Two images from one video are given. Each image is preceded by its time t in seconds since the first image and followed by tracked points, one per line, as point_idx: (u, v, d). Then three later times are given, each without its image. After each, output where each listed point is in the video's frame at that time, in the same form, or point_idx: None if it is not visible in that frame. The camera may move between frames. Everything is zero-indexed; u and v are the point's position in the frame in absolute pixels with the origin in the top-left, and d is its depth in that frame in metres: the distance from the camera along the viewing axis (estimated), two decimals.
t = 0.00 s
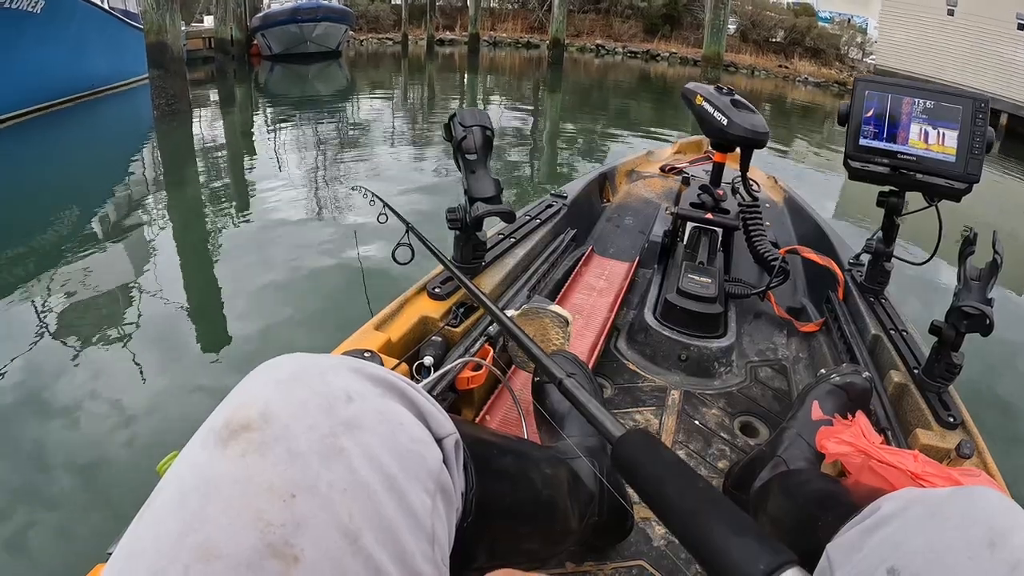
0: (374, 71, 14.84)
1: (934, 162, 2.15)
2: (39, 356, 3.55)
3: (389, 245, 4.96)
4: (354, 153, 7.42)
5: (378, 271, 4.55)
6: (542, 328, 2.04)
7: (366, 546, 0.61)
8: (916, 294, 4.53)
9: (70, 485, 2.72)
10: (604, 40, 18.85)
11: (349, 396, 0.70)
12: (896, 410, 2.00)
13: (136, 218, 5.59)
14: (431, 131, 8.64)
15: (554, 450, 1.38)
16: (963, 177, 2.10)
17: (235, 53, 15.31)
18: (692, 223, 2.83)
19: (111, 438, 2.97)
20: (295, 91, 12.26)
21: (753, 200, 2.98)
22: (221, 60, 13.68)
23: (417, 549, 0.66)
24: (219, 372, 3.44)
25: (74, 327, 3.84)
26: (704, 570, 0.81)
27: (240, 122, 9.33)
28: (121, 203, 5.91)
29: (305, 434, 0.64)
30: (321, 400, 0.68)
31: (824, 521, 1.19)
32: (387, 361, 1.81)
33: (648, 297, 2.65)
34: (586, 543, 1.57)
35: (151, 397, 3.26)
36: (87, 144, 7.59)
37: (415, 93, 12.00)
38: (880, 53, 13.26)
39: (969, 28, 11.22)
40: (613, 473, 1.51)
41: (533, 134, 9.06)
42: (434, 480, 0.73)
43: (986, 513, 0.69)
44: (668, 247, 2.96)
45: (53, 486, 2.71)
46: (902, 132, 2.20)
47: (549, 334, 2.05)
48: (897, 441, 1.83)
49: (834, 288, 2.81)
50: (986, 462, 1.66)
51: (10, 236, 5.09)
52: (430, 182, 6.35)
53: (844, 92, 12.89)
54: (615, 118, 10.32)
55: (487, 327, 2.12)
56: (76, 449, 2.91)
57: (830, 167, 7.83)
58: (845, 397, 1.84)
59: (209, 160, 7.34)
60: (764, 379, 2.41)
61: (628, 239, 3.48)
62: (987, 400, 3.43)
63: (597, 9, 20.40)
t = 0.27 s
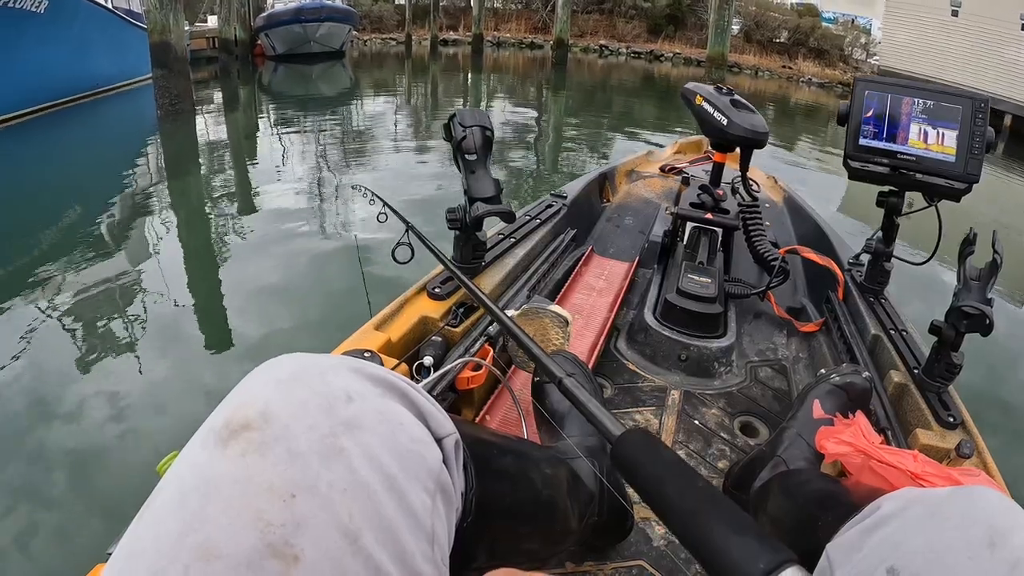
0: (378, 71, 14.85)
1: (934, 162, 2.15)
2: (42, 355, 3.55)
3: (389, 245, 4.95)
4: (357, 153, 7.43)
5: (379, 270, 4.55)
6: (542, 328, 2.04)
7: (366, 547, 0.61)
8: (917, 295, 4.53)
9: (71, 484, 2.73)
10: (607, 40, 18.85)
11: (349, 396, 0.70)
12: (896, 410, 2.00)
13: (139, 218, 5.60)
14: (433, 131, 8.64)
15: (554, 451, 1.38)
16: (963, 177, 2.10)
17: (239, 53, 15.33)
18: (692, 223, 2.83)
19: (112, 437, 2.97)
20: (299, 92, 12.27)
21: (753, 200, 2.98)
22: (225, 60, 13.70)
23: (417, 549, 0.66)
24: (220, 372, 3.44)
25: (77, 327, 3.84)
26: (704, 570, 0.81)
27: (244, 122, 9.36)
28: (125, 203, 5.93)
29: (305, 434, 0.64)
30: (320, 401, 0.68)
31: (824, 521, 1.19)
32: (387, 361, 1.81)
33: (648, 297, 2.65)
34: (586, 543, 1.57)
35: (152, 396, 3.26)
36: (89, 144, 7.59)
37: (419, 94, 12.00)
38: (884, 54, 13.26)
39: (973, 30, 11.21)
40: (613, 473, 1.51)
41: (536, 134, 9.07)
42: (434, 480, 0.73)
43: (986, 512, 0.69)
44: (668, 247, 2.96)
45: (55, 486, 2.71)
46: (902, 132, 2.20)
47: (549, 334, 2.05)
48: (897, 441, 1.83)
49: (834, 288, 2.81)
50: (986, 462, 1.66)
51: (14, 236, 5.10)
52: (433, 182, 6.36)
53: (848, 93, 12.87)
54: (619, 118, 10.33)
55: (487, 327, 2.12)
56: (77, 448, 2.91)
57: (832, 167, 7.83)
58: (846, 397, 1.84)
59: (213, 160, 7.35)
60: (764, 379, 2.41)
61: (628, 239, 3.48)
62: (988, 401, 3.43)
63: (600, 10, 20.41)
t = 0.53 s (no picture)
0: (382, 70, 14.86)
1: (934, 162, 2.15)
2: (44, 353, 3.56)
3: (390, 244, 4.95)
4: (360, 152, 7.44)
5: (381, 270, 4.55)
6: (542, 328, 2.03)
7: (366, 546, 0.61)
8: (918, 296, 4.53)
9: (72, 481, 2.73)
10: (612, 40, 18.86)
11: (349, 396, 0.70)
12: (896, 410, 2.00)
13: (142, 216, 5.60)
14: (436, 130, 8.64)
15: (555, 451, 1.38)
16: (963, 177, 2.10)
17: (243, 52, 15.32)
18: (692, 223, 2.82)
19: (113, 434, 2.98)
20: (303, 90, 12.28)
21: (753, 200, 2.98)
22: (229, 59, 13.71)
23: (417, 549, 0.66)
24: (220, 370, 3.45)
25: (81, 324, 3.85)
26: (704, 569, 0.81)
27: (247, 120, 9.38)
28: (127, 201, 5.94)
29: (305, 433, 0.64)
30: (320, 400, 0.68)
31: (824, 521, 1.19)
32: (387, 360, 1.81)
33: (648, 297, 2.65)
34: (586, 543, 1.57)
35: (153, 394, 3.27)
36: (91, 143, 7.60)
37: (423, 93, 12.01)
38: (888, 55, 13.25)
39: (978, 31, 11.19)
40: (613, 473, 1.51)
41: (539, 134, 9.07)
42: (434, 479, 0.73)
43: (987, 512, 0.69)
44: (668, 247, 2.96)
45: (55, 484, 2.72)
46: (902, 132, 2.20)
47: (548, 334, 2.05)
48: (897, 440, 1.83)
49: (834, 287, 2.81)
50: (986, 462, 1.66)
51: (18, 235, 5.11)
52: (435, 181, 6.36)
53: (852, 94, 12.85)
54: (622, 118, 10.34)
55: (487, 327, 2.12)
56: (79, 445, 2.91)
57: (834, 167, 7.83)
58: (845, 397, 1.84)
59: (216, 158, 7.35)
60: (763, 378, 2.41)
61: (628, 239, 3.48)
62: (988, 402, 3.43)
63: (604, 9, 20.41)
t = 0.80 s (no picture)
0: (385, 70, 14.86)
1: (934, 162, 2.15)
2: (46, 350, 3.55)
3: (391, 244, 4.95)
4: (364, 151, 7.44)
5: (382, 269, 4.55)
6: (542, 328, 2.03)
7: (366, 546, 0.61)
8: (920, 297, 4.53)
9: (72, 476, 2.74)
10: (615, 40, 18.88)
11: (349, 396, 0.70)
12: (896, 410, 2.00)
13: (145, 214, 5.60)
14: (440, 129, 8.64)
15: (555, 451, 1.38)
16: (963, 178, 2.10)
17: (247, 50, 15.31)
18: (692, 223, 2.82)
19: (112, 432, 2.97)
20: (306, 89, 12.28)
21: (753, 200, 2.98)
22: (233, 57, 13.71)
23: (417, 549, 0.66)
24: (221, 369, 3.45)
25: (84, 322, 3.84)
26: (704, 569, 0.81)
27: (251, 118, 9.38)
28: (131, 199, 5.94)
29: (305, 433, 0.64)
30: (321, 400, 0.68)
31: (824, 520, 1.19)
32: (387, 360, 1.81)
33: (648, 297, 2.64)
34: (586, 543, 1.57)
35: (154, 392, 3.27)
36: (93, 141, 7.60)
37: (426, 92, 12.01)
38: (892, 56, 13.27)
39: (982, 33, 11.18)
40: (613, 473, 1.51)
41: (542, 134, 9.07)
42: (434, 479, 0.73)
43: (987, 513, 0.69)
44: (668, 247, 2.96)
45: (55, 481, 2.71)
46: (902, 132, 2.20)
47: (548, 334, 2.04)
48: (896, 441, 1.83)
49: (834, 288, 2.81)
50: (986, 462, 1.66)
51: (22, 232, 5.11)
52: (437, 181, 6.36)
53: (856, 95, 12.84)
54: (626, 118, 10.34)
55: (487, 327, 2.12)
56: (79, 442, 2.91)
57: (836, 168, 7.83)
58: (845, 397, 1.84)
59: (220, 156, 7.37)
60: (763, 378, 2.41)
61: (628, 239, 3.48)
62: (987, 403, 3.44)
63: (608, 10, 20.41)
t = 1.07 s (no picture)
0: (389, 69, 14.85)
1: (934, 162, 2.15)
2: (50, 350, 3.56)
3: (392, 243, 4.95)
4: (367, 150, 7.44)
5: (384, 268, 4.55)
6: (542, 328, 2.03)
7: (366, 546, 0.61)
8: (922, 296, 4.53)
9: (73, 475, 2.74)
10: (619, 40, 18.88)
11: (349, 395, 0.70)
12: (896, 410, 2.00)
13: (148, 214, 5.61)
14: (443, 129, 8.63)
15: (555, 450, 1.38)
16: (963, 177, 2.10)
17: (251, 50, 15.33)
18: (693, 222, 2.81)
19: (114, 431, 2.98)
20: (310, 89, 12.28)
21: (753, 199, 2.97)
22: (237, 57, 13.72)
23: (417, 548, 0.66)
24: (222, 368, 3.45)
25: (88, 321, 3.85)
26: (704, 569, 0.81)
27: (255, 118, 9.40)
28: (135, 198, 5.95)
29: (305, 433, 0.64)
30: (321, 399, 0.68)
31: (824, 520, 1.19)
32: (387, 360, 1.81)
33: (648, 296, 2.64)
34: (586, 543, 1.57)
35: (155, 391, 3.27)
36: (94, 141, 7.59)
37: (430, 92, 12.01)
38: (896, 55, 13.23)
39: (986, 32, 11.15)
40: (613, 473, 1.51)
41: (546, 133, 9.05)
42: (434, 479, 0.73)
43: (987, 513, 0.69)
44: (668, 246, 2.96)
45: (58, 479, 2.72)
46: (902, 132, 2.20)
47: (548, 334, 2.04)
48: (897, 440, 1.83)
49: (835, 287, 2.81)
50: (986, 462, 1.66)
51: (26, 232, 5.13)
52: (440, 180, 6.36)
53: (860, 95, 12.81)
54: (630, 118, 10.34)
55: (487, 326, 2.13)
56: (81, 441, 2.92)
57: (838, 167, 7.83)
58: (845, 397, 1.84)
59: (224, 156, 7.37)
60: (763, 377, 2.41)
61: (628, 238, 3.48)
62: (987, 404, 3.44)
63: (612, 9, 20.40)
